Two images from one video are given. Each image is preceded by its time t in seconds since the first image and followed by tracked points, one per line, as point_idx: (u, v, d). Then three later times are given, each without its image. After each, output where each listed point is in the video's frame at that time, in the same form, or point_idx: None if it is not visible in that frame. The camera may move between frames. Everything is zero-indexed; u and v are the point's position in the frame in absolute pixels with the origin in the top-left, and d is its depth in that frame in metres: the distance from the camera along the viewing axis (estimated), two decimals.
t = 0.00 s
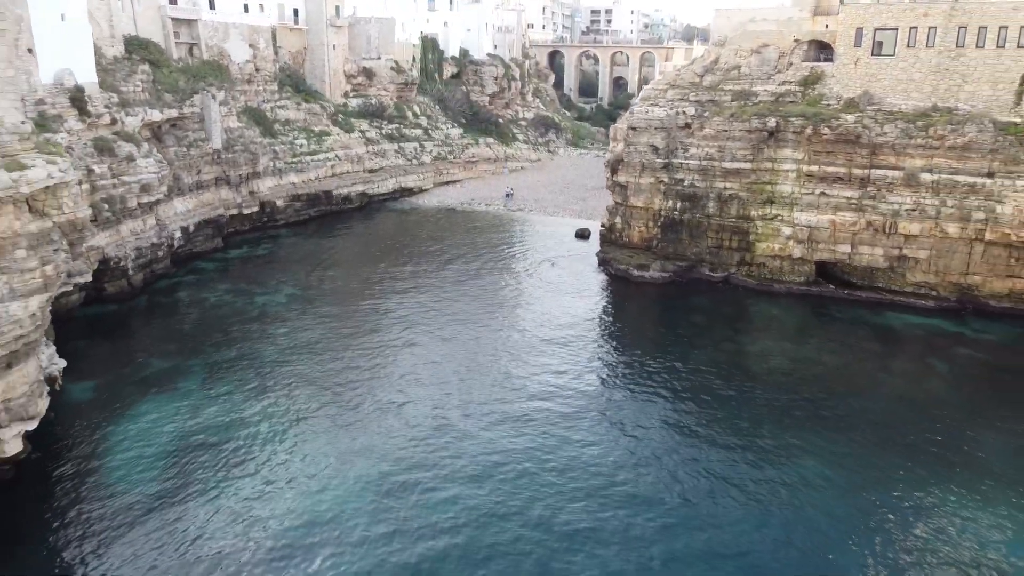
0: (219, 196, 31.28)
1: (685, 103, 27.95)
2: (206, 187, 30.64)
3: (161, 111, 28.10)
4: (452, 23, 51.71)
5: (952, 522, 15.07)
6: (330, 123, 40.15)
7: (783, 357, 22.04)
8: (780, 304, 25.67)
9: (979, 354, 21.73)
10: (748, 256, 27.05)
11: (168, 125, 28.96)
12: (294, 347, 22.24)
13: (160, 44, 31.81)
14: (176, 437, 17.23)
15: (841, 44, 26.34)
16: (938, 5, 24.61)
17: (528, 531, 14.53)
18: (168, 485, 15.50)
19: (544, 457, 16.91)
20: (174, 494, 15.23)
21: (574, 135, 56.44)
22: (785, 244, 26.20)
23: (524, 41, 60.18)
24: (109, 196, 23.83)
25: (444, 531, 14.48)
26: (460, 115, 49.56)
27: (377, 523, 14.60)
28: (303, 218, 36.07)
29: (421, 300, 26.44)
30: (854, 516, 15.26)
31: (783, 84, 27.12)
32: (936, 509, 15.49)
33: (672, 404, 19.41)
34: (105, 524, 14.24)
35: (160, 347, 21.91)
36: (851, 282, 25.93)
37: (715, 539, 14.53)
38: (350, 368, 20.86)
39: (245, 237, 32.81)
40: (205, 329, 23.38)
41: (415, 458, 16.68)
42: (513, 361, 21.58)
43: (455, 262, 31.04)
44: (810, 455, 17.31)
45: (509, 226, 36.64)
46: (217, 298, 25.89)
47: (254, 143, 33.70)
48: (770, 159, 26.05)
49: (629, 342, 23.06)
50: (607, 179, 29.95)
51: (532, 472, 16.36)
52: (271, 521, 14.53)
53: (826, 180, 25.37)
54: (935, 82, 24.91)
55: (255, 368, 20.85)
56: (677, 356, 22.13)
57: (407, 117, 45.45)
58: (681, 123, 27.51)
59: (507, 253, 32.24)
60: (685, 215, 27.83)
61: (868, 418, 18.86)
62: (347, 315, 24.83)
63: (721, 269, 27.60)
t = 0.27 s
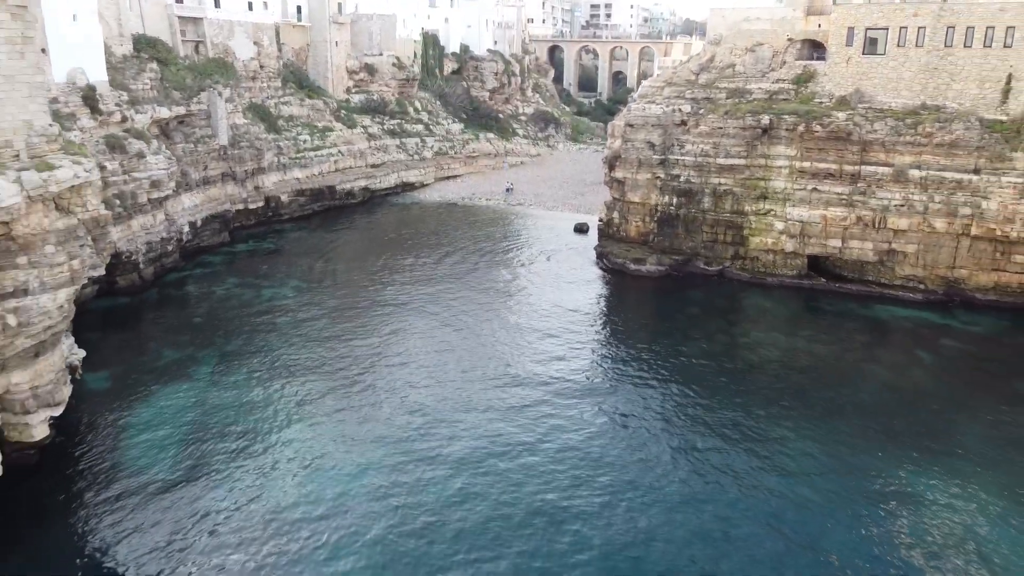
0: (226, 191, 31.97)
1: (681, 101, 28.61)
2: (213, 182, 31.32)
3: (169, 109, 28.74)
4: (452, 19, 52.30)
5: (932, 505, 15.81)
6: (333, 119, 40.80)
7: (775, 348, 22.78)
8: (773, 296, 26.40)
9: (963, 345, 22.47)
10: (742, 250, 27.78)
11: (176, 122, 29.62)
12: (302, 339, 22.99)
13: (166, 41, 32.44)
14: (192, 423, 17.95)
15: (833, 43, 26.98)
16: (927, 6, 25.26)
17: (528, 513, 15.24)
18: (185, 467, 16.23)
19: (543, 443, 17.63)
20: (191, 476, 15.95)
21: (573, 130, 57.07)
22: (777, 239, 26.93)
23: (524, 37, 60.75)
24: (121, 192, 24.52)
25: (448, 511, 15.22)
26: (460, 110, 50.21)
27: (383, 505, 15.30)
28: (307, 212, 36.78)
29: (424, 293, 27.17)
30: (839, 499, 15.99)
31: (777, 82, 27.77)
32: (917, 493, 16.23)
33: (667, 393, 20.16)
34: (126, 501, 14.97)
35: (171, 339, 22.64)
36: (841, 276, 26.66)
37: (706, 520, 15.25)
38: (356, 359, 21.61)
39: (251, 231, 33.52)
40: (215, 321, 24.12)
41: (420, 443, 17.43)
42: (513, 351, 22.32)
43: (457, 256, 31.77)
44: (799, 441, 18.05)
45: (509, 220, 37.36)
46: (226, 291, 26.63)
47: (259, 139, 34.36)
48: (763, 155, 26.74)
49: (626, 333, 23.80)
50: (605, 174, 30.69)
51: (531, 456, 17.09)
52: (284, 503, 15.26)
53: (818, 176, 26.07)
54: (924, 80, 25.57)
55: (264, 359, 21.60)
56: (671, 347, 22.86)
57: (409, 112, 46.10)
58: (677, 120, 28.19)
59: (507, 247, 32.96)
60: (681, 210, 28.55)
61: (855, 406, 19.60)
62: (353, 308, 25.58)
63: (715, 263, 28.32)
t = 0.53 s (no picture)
0: (231, 186, 32.65)
1: (677, 98, 29.28)
2: (219, 178, 32.00)
3: (176, 106, 29.38)
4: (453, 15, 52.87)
5: (914, 488, 16.53)
6: (336, 115, 41.42)
7: (767, 340, 23.49)
8: (766, 289, 27.12)
9: (949, 336, 23.18)
10: (736, 244, 28.50)
11: (183, 119, 30.27)
12: (309, 331, 23.69)
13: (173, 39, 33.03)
14: (206, 411, 18.64)
15: (825, 42, 27.62)
16: (917, 6, 25.90)
17: (527, 495, 15.92)
18: (200, 450, 16.89)
19: (542, 429, 18.34)
20: (206, 459, 16.61)
21: (573, 125, 57.69)
22: (770, 233, 27.65)
23: (524, 32, 61.31)
24: (132, 187, 25.19)
25: (451, 492, 15.94)
26: (461, 106, 50.83)
27: (389, 487, 15.99)
28: (311, 207, 37.48)
29: (426, 286, 27.89)
30: (825, 482, 16.72)
31: (771, 80, 28.42)
32: (900, 476, 16.95)
33: (661, 382, 20.88)
34: (145, 481, 15.63)
35: (182, 330, 23.36)
36: (833, 270, 27.37)
37: (698, 501, 15.95)
38: (361, 350, 22.32)
39: (256, 226, 34.23)
40: (224, 313, 24.84)
41: (423, 429, 18.14)
42: (513, 342, 23.04)
43: (458, 250, 32.46)
44: (788, 428, 18.75)
45: (509, 215, 38.05)
46: (233, 284, 27.35)
47: (264, 135, 35.02)
48: (757, 151, 27.42)
49: (622, 325, 24.52)
50: (603, 170, 31.44)
51: (530, 442, 17.81)
52: (296, 485, 15.92)
53: (810, 172, 26.78)
54: (914, 79, 26.22)
55: (272, 350, 22.30)
56: (667, 338, 23.58)
57: (410, 108, 46.72)
58: (673, 118, 28.86)
59: (507, 241, 33.66)
60: (677, 205, 29.26)
61: (842, 396, 20.33)
62: (357, 301, 26.29)
63: (710, 256, 29.03)
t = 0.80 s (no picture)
0: (237, 182, 33.35)
1: (674, 96, 29.94)
2: (225, 174, 32.67)
3: (183, 103, 30.00)
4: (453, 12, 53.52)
5: (899, 474, 17.25)
6: (338, 111, 42.05)
7: (761, 332, 24.18)
8: (759, 283, 27.83)
9: (936, 329, 23.90)
10: (730, 239, 29.22)
11: (190, 116, 30.92)
12: (315, 324, 24.40)
13: (179, 38, 33.64)
14: (218, 400, 19.32)
15: (818, 41, 28.26)
16: (907, 6, 26.53)
17: (527, 480, 16.61)
18: (214, 438, 17.57)
19: (541, 417, 19.06)
20: (220, 446, 17.28)
21: (572, 120, 58.33)
22: (764, 228, 28.35)
23: (523, 28, 61.89)
24: (141, 184, 25.87)
25: (454, 475, 16.67)
26: (461, 102, 51.44)
27: (395, 472, 16.70)
28: (314, 202, 38.18)
29: (428, 280, 28.58)
30: (812, 468, 17.44)
31: (765, 78, 29.07)
32: (884, 463, 17.65)
33: (657, 372, 21.61)
34: (162, 466, 16.31)
35: (192, 322, 24.09)
36: (825, 264, 28.10)
37: (690, 486, 16.66)
38: (367, 341, 23.05)
39: (261, 221, 34.92)
40: (232, 307, 25.57)
41: (427, 417, 18.87)
42: (514, 334, 23.76)
43: (459, 244, 33.17)
44: (779, 417, 19.46)
45: (509, 210, 38.75)
46: (240, 278, 28.06)
47: (268, 131, 35.69)
48: (751, 149, 28.10)
49: (620, 318, 25.23)
50: (602, 166, 32.12)
51: (530, 428, 18.54)
52: (306, 471, 16.59)
53: (802, 169, 27.46)
54: (904, 77, 26.87)
55: (280, 341, 23.02)
56: (663, 331, 24.28)
57: (412, 104, 47.35)
58: (669, 115, 29.54)
59: (508, 235, 34.36)
60: (673, 200, 29.97)
61: (831, 386, 21.05)
62: (362, 295, 26.99)
63: (705, 251, 29.75)
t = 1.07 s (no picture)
0: (242, 177, 34.05)
1: (670, 93, 30.61)
2: (231, 169, 33.37)
3: (190, 100, 30.65)
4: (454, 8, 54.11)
5: (883, 458, 17.97)
6: (341, 107, 42.70)
7: (754, 324, 24.90)
8: (754, 276, 28.56)
9: (923, 320, 24.60)
10: (725, 234, 29.95)
11: (196, 113, 31.59)
12: (321, 315, 25.13)
13: (185, 35, 34.26)
14: (230, 390, 19.96)
15: (811, 40, 28.89)
16: (898, 6, 27.15)
17: (528, 465, 17.30)
18: (226, 426, 18.19)
19: (542, 406, 19.76)
20: (232, 434, 17.91)
21: (572, 115, 58.97)
22: (758, 223, 29.07)
23: (524, 23, 62.45)
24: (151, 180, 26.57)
25: (455, 458, 17.43)
26: (462, 97, 52.06)
27: (399, 455, 17.46)
28: (318, 197, 38.88)
29: (431, 273, 29.30)
30: (800, 451, 18.18)
31: (760, 76, 29.70)
32: (870, 448, 18.37)
33: (652, 362, 22.35)
34: (177, 450, 17.04)
35: (201, 314, 24.84)
36: (817, 257, 28.82)
37: (685, 471, 17.35)
38: (371, 332, 23.78)
39: (266, 215, 35.64)
40: (240, 299, 26.31)
41: (431, 405, 19.58)
42: (514, 325, 24.49)
43: (461, 238, 33.90)
44: (771, 405, 20.14)
45: (509, 204, 39.45)
46: (247, 271, 28.80)
47: (273, 127, 36.36)
48: (745, 145, 28.81)
49: (617, 310, 25.96)
50: (600, 162, 32.81)
51: (529, 415, 19.30)
52: (315, 457, 17.21)
53: (795, 165, 28.17)
54: (895, 75, 27.53)
55: (287, 333, 23.75)
56: (659, 323, 25.01)
57: (413, 99, 47.97)
58: (666, 112, 30.22)
59: (508, 229, 35.08)
60: (669, 195, 30.68)
61: (821, 375, 21.78)
62: (366, 287, 27.72)
63: (701, 245, 30.49)
